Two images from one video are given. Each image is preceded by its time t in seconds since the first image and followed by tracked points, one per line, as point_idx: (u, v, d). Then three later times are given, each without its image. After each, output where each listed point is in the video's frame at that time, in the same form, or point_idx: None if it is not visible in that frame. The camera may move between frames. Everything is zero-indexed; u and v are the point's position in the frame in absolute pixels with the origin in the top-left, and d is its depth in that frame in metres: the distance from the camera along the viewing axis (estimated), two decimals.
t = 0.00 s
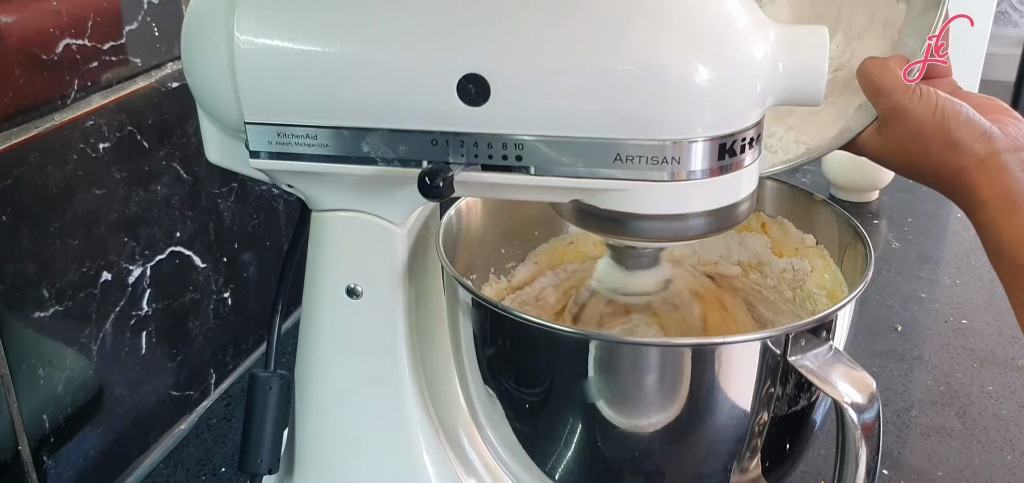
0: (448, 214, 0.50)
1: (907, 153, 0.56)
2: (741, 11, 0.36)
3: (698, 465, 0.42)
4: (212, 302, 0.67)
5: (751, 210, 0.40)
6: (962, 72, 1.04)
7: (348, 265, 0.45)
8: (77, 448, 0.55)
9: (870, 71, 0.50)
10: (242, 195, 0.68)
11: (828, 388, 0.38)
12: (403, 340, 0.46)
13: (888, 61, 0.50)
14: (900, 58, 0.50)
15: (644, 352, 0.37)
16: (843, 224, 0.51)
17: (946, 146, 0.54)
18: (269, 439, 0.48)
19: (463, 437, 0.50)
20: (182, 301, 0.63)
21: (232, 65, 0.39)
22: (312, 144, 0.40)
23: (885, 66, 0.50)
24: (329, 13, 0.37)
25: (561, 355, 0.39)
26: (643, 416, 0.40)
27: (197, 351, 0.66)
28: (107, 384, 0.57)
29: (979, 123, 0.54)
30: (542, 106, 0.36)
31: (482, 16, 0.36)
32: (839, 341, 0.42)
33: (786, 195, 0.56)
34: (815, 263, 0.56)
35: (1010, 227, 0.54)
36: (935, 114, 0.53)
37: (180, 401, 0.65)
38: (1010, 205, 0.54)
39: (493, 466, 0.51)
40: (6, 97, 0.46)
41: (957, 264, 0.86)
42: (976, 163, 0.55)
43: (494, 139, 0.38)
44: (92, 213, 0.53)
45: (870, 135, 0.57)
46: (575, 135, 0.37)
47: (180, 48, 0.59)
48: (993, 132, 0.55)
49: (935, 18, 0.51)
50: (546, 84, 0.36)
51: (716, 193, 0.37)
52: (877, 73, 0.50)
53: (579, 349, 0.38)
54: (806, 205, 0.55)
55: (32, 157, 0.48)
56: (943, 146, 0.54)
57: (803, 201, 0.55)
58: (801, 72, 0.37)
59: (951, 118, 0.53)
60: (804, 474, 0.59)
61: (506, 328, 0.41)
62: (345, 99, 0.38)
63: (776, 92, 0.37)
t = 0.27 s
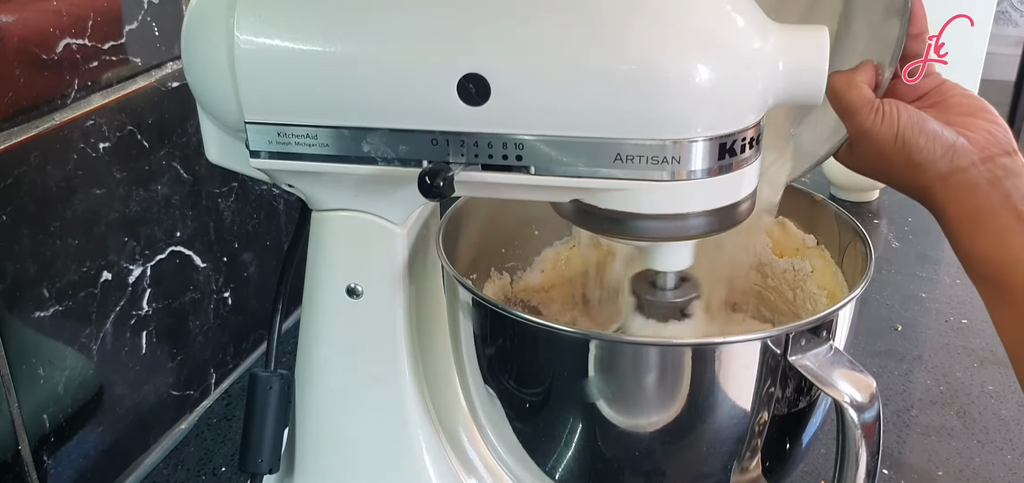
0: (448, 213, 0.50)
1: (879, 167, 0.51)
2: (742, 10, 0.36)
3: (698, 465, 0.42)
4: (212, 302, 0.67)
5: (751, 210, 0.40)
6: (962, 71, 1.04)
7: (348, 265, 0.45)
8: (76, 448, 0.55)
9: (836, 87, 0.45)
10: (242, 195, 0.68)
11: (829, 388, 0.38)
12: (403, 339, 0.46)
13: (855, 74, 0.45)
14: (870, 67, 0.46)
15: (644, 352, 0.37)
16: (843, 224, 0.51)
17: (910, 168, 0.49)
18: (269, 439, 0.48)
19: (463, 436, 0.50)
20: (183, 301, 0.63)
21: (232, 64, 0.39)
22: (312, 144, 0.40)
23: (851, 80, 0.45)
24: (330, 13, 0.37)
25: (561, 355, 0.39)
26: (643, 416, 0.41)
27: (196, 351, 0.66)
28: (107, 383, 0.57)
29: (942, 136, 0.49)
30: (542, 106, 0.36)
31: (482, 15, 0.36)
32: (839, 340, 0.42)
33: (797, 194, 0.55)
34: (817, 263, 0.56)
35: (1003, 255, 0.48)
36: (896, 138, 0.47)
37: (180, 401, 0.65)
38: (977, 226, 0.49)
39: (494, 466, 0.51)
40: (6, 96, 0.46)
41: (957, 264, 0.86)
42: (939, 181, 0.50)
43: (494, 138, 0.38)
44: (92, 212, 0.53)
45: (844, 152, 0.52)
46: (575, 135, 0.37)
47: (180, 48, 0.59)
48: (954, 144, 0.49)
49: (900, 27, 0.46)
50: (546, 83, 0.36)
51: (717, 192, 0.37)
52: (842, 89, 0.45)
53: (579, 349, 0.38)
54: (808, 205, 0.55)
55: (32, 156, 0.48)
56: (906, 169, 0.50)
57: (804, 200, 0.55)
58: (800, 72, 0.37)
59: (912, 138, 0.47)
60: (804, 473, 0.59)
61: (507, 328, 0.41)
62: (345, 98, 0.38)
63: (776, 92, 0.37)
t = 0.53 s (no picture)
0: (449, 214, 0.50)
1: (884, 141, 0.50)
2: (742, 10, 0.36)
3: (698, 465, 0.42)
4: (212, 301, 0.67)
5: (751, 210, 0.40)
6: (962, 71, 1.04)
7: (348, 264, 0.45)
8: (76, 448, 0.55)
9: (846, 66, 0.43)
10: (242, 194, 0.68)
11: (828, 387, 0.38)
12: (403, 338, 0.46)
13: (865, 53, 0.43)
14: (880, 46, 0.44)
15: (644, 351, 0.37)
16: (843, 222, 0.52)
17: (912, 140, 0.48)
18: (269, 438, 0.48)
19: (464, 436, 0.50)
20: (183, 300, 0.63)
21: (232, 64, 0.39)
22: (313, 143, 0.40)
23: (862, 59, 0.43)
24: (330, 12, 0.37)
25: (561, 355, 0.39)
26: (643, 416, 0.41)
27: (196, 350, 0.66)
28: (107, 383, 0.57)
29: (951, 117, 0.47)
30: (542, 106, 0.36)
31: (482, 15, 0.36)
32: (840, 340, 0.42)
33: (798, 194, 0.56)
34: (819, 264, 0.55)
35: (1004, 240, 0.48)
36: (901, 120, 0.46)
37: (180, 400, 0.65)
38: (981, 206, 0.48)
39: (494, 466, 0.51)
40: (6, 96, 0.46)
41: (957, 263, 0.86)
42: (946, 163, 0.49)
43: (494, 138, 0.38)
44: (92, 212, 0.53)
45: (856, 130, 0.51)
46: (575, 135, 0.37)
47: (180, 47, 0.59)
48: (961, 125, 0.48)
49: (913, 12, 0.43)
50: (546, 83, 0.36)
51: (717, 192, 0.37)
52: (850, 70, 0.43)
53: (579, 348, 0.38)
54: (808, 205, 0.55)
55: (32, 155, 0.48)
56: (913, 147, 0.49)
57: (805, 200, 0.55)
58: (800, 71, 0.37)
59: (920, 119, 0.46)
60: (804, 473, 0.59)
61: (507, 328, 0.41)
62: (346, 98, 0.38)
63: (776, 92, 0.37)
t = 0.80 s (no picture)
0: (449, 214, 0.50)
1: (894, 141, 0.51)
2: (742, 9, 0.36)
3: (698, 464, 0.42)
4: (212, 301, 0.67)
5: (751, 209, 0.40)
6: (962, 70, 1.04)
7: (348, 264, 0.45)
8: (76, 448, 0.55)
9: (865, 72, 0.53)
10: (243, 194, 0.68)
11: (828, 387, 0.38)
12: (403, 338, 0.46)
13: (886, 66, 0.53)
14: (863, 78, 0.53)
15: (644, 351, 0.37)
16: (842, 223, 0.52)
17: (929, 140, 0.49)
18: (269, 438, 0.48)
19: (464, 436, 0.50)
20: (183, 300, 0.63)
21: (233, 63, 0.39)
22: (313, 143, 0.40)
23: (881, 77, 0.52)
24: (330, 11, 0.37)
25: (561, 354, 0.39)
26: (642, 415, 0.41)
27: (197, 350, 0.66)
28: (107, 382, 0.57)
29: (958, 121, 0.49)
30: (542, 105, 0.36)
31: (482, 15, 0.36)
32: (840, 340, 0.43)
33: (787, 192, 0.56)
34: (820, 264, 0.55)
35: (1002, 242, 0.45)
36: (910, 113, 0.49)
37: (180, 400, 0.65)
38: (979, 210, 0.46)
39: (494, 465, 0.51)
40: (6, 95, 0.46)
41: (958, 263, 0.86)
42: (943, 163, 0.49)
43: (495, 138, 0.38)
44: (92, 211, 0.53)
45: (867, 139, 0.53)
46: (575, 134, 0.37)
47: (180, 47, 0.59)
48: (970, 129, 0.48)
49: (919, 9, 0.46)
50: (546, 83, 0.36)
51: (717, 192, 0.37)
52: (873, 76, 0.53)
53: (579, 348, 0.38)
54: (804, 206, 0.55)
55: (32, 155, 0.48)
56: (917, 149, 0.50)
57: (802, 201, 0.55)
58: (801, 71, 0.37)
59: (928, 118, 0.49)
60: (804, 473, 0.59)
61: (507, 328, 0.41)
62: (346, 97, 0.38)
63: (776, 91, 0.37)
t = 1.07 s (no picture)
0: (449, 212, 0.51)
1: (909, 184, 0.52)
2: (742, 9, 0.36)
3: (698, 464, 0.42)
4: (212, 300, 0.67)
5: (751, 209, 0.40)
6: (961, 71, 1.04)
7: (348, 264, 0.45)
8: (76, 447, 0.55)
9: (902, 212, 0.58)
10: (243, 193, 0.68)
11: (829, 386, 0.38)
12: (403, 336, 0.46)
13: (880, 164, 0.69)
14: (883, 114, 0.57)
15: (644, 350, 0.37)
16: (841, 221, 0.52)
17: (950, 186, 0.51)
18: (269, 437, 0.48)
19: (463, 435, 0.50)
20: (183, 299, 0.63)
21: (233, 63, 0.39)
22: (313, 142, 0.40)
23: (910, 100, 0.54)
24: (330, 11, 0.37)
25: (561, 353, 0.39)
26: (642, 415, 0.41)
27: (197, 349, 0.66)
28: (108, 381, 0.57)
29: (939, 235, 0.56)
30: (542, 104, 0.36)
31: (481, 14, 0.36)
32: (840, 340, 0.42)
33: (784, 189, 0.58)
34: (822, 263, 0.55)
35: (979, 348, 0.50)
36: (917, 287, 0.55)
37: (180, 399, 0.65)
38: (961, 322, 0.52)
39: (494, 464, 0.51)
40: (6, 95, 0.46)
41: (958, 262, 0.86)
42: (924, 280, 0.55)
43: (495, 137, 0.38)
44: (92, 210, 0.53)
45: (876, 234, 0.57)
46: (576, 134, 0.37)
47: (180, 46, 0.59)
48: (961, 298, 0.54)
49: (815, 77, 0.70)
50: (545, 82, 0.36)
51: (718, 191, 0.37)
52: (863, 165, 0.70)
53: (579, 346, 0.38)
54: (804, 202, 0.57)
55: (32, 155, 0.48)
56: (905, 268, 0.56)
57: (802, 199, 0.57)
58: (800, 70, 0.37)
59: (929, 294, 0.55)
60: (804, 472, 0.59)
61: (507, 327, 0.41)
62: (346, 96, 0.38)
63: (776, 91, 0.37)
